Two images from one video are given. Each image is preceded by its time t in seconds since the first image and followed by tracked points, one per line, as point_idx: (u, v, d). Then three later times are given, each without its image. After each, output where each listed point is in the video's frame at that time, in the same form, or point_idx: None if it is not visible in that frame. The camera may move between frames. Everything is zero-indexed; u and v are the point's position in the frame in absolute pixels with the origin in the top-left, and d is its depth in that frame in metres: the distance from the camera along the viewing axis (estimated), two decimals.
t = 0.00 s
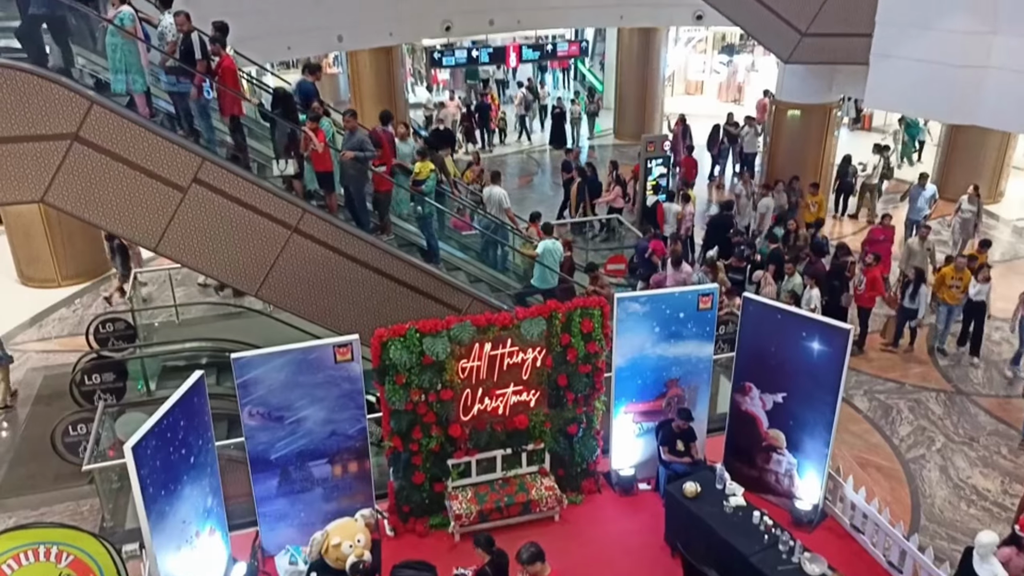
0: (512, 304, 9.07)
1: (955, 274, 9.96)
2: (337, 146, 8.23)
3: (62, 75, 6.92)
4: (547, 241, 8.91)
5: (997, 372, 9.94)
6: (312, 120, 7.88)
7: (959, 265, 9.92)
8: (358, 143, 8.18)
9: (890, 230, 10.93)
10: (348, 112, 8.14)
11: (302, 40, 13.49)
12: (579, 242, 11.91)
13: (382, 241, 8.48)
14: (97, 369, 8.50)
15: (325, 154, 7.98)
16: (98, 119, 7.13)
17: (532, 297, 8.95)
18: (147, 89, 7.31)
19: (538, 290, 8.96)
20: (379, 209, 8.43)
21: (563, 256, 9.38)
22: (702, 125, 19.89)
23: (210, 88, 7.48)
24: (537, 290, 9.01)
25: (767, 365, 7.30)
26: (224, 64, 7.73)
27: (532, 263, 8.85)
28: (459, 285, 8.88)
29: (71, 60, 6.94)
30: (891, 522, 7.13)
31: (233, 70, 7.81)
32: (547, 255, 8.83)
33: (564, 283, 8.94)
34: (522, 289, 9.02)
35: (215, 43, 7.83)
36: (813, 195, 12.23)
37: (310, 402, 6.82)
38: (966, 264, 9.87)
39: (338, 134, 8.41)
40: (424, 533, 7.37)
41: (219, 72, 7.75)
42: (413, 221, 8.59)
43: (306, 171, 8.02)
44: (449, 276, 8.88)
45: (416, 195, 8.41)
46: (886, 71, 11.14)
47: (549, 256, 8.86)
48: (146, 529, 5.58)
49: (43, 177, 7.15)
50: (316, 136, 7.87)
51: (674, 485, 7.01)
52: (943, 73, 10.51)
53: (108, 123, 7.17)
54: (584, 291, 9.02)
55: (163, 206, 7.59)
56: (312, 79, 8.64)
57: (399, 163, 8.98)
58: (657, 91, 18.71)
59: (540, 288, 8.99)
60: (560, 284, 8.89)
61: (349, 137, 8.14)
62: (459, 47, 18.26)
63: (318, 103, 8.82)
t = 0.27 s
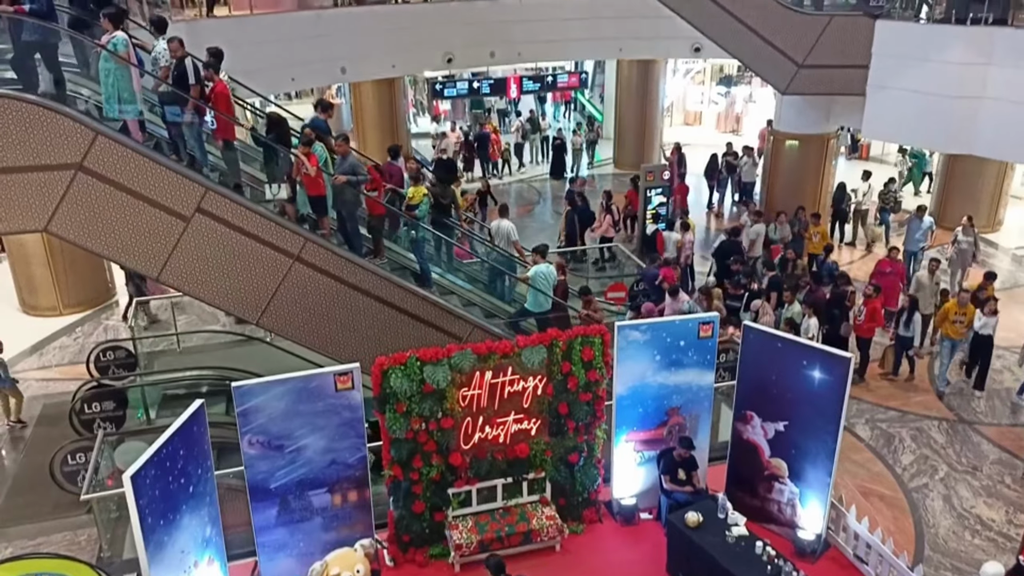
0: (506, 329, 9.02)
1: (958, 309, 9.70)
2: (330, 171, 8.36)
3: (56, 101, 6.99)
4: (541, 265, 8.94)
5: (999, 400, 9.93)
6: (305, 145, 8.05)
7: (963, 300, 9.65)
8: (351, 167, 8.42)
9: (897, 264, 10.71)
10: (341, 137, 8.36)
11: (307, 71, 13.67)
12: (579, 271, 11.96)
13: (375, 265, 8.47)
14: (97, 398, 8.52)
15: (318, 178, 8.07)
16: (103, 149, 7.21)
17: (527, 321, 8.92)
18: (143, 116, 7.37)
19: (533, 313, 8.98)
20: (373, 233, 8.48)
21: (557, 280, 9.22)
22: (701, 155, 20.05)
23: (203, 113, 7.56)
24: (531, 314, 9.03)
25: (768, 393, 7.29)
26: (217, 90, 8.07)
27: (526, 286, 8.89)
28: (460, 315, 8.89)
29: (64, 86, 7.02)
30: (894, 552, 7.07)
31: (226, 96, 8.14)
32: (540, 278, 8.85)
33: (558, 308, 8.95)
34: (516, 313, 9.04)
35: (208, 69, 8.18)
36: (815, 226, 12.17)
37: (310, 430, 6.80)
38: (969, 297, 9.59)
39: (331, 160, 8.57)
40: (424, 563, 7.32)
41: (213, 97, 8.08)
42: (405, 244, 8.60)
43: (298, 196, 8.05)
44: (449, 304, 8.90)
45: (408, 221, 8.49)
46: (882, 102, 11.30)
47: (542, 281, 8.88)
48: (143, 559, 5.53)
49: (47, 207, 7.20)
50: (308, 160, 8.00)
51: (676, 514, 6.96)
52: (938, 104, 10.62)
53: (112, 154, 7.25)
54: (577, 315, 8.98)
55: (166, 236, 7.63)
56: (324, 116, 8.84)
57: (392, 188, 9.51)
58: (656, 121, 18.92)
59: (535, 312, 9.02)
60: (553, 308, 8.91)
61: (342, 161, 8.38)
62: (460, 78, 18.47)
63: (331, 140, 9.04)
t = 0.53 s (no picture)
0: (497, 340, 9.07)
1: (958, 329, 9.54)
2: (320, 181, 8.40)
3: (49, 116, 6.97)
4: (533, 276, 9.01)
5: (1001, 416, 9.90)
6: (295, 155, 7.96)
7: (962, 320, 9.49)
8: (340, 178, 8.46)
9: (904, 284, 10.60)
10: (331, 147, 8.31)
11: (307, 88, 13.74)
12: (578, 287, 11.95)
13: (366, 276, 8.47)
14: (94, 415, 8.46)
15: (307, 189, 7.99)
16: (103, 165, 7.24)
17: (518, 332, 9.04)
18: (129, 126, 7.32)
19: (524, 324, 9.01)
20: (363, 244, 8.41)
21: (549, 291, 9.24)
22: (700, 171, 20.12)
23: (191, 125, 7.49)
24: (523, 325, 9.07)
25: (769, 409, 7.26)
26: (206, 100, 7.98)
27: (517, 297, 8.94)
28: (460, 330, 8.87)
29: (51, 98, 6.97)
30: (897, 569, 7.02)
31: (216, 106, 8.04)
32: (530, 288, 8.93)
33: (550, 318, 8.97)
34: (508, 324, 9.09)
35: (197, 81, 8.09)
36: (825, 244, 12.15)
37: (308, 447, 6.77)
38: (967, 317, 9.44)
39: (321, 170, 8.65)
40: None
41: (202, 108, 7.99)
42: (396, 256, 8.64)
43: (288, 207, 7.96)
44: (446, 318, 8.90)
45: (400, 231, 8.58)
46: (881, 119, 11.32)
47: (532, 292, 8.94)
48: None
49: (48, 224, 7.22)
50: (297, 171, 7.90)
51: (677, 532, 6.92)
52: (935, 120, 10.66)
53: (113, 171, 7.27)
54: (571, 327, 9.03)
55: (166, 252, 7.65)
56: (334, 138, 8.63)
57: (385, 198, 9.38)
58: (654, 138, 19.01)
59: (528, 323, 9.05)
60: (544, 319, 8.96)
61: (331, 172, 8.42)
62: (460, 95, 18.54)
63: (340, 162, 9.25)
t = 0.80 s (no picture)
0: (489, 353, 9.12)
1: (960, 351, 9.22)
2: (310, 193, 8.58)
3: (34, 129, 6.96)
4: (526, 289, 8.98)
5: (1002, 433, 9.87)
6: (284, 167, 7.99)
7: (964, 342, 9.15)
8: (330, 191, 8.59)
9: (910, 307, 10.43)
10: (320, 161, 8.51)
11: (308, 106, 13.83)
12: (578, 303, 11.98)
13: (357, 288, 8.46)
14: (93, 432, 8.49)
15: (297, 202, 8.00)
16: (103, 183, 7.26)
17: (509, 344, 9.09)
18: (119, 136, 7.30)
19: (515, 336, 9.07)
20: (353, 257, 8.42)
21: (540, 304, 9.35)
22: (699, 188, 20.19)
23: (182, 138, 7.54)
24: (514, 337, 9.13)
25: (769, 427, 7.23)
26: (196, 112, 7.95)
27: (509, 310, 8.99)
28: (458, 346, 8.89)
29: (40, 112, 6.96)
30: None
31: (206, 118, 8.01)
32: (523, 301, 8.92)
33: (541, 330, 9.01)
34: (499, 337, 9.12)
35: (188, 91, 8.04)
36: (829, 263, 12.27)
37: (307, 465, 6.74)
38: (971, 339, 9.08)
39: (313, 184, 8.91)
40: None
41: (192, 119, 7.96)
42: (387, 269, 8.68)
43: (278, 219, 7.97)
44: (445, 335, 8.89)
45: (391, 243, 8.61)
46: (878, 136, 11.41)
47: (525, 305, 8.95)
48: None
49: (48, 242, 7.24)
50: (287, 183, 7.94)
51: (677, 551, 6.90)
52: (931, 137, 10.71)
53: (114, 189, 7.30)
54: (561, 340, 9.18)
55: (166, 270, 7.67)
56: (342, 161, 8.92)
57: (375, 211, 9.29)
58: (653, 155, 19.03)
59: (519, 335, 9.10)
60: (536, 331, 8.98)
61: (321, 184, 8.56)
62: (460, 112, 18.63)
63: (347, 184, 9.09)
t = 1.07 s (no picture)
0: (481, 378, 8.96)
1: (964, 389, 9.00)
2: (300, 217, 8.45)
3: (26, 158, 6.99)
4: (517, 313, 8.91)
5: (1003, 463, 9.81)
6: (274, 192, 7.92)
7: (968, 379, 8.93)
8: (320, 215, 8.46)
9: (915, 339, 10.06)
10: (310, 184, 8.39)
11: (308, 136, 13.95)
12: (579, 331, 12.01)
13: (347, 312, 8.41)
14: (90, 463, 8.43)
15: (287, 225, 7.96)
16: (106, 213, 7.31)
17: (501, 369, 8.89)
18: (111, 160, 7.28)
19: (508, 362, 8.86)
20: (342, 279, 8.36)
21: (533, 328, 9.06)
22: (698, 217, 20.26)
23: (172, 162, 7.47)
24: (507, 362, 8.92)
25: (770, 457, 7.19)
26: (188, 136, 7.79)
27: (501, 334, 8.86)
28: (458, 376, 8.86)
29: (30, 140, 6.98)
30: None
31: (198, 143, 7.85)
32: (517, 326, 8.80)
33: (534, 355, 8.80)
34: (491, 362, 8.95)
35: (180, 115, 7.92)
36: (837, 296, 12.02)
37: (305, 496, 6.70)
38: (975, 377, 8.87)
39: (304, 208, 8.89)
40: None
41: (183, 143, 7.81)
42: (379, 293, 8.59)
43: (268, 243, 7.94)
44: (448, 365, 8.88)
45: (383, 267, 8.51)
46: (875, 165, 11.48)
47: (517, 329, 8.84)
48: None
49: (48, 272, 7.28)
50: (277, 207, 7.88)
51: None
52: (928, 167, 10.82)
53: (116, 219, 7.34)
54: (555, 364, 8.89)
55: (166, 299, 7.68)
56: (351, 195, 8.79)
57: (369, 236, 9.32)
58: (653, 184, 19.15)
59: (511, 360, 8.90)
60: (530, 356, 8.76)
61: (312, 209, 8.43)
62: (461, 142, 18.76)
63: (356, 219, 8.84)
